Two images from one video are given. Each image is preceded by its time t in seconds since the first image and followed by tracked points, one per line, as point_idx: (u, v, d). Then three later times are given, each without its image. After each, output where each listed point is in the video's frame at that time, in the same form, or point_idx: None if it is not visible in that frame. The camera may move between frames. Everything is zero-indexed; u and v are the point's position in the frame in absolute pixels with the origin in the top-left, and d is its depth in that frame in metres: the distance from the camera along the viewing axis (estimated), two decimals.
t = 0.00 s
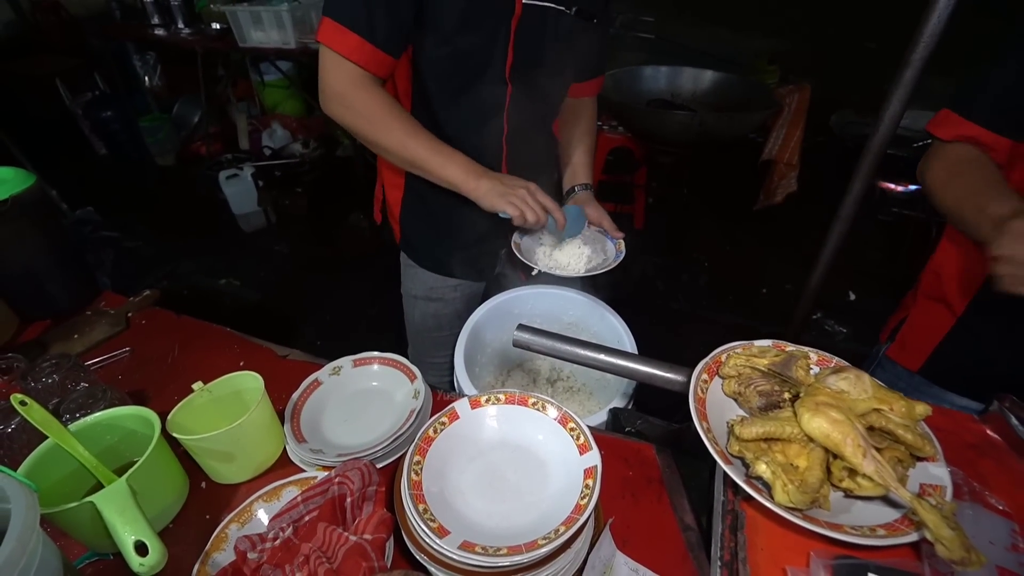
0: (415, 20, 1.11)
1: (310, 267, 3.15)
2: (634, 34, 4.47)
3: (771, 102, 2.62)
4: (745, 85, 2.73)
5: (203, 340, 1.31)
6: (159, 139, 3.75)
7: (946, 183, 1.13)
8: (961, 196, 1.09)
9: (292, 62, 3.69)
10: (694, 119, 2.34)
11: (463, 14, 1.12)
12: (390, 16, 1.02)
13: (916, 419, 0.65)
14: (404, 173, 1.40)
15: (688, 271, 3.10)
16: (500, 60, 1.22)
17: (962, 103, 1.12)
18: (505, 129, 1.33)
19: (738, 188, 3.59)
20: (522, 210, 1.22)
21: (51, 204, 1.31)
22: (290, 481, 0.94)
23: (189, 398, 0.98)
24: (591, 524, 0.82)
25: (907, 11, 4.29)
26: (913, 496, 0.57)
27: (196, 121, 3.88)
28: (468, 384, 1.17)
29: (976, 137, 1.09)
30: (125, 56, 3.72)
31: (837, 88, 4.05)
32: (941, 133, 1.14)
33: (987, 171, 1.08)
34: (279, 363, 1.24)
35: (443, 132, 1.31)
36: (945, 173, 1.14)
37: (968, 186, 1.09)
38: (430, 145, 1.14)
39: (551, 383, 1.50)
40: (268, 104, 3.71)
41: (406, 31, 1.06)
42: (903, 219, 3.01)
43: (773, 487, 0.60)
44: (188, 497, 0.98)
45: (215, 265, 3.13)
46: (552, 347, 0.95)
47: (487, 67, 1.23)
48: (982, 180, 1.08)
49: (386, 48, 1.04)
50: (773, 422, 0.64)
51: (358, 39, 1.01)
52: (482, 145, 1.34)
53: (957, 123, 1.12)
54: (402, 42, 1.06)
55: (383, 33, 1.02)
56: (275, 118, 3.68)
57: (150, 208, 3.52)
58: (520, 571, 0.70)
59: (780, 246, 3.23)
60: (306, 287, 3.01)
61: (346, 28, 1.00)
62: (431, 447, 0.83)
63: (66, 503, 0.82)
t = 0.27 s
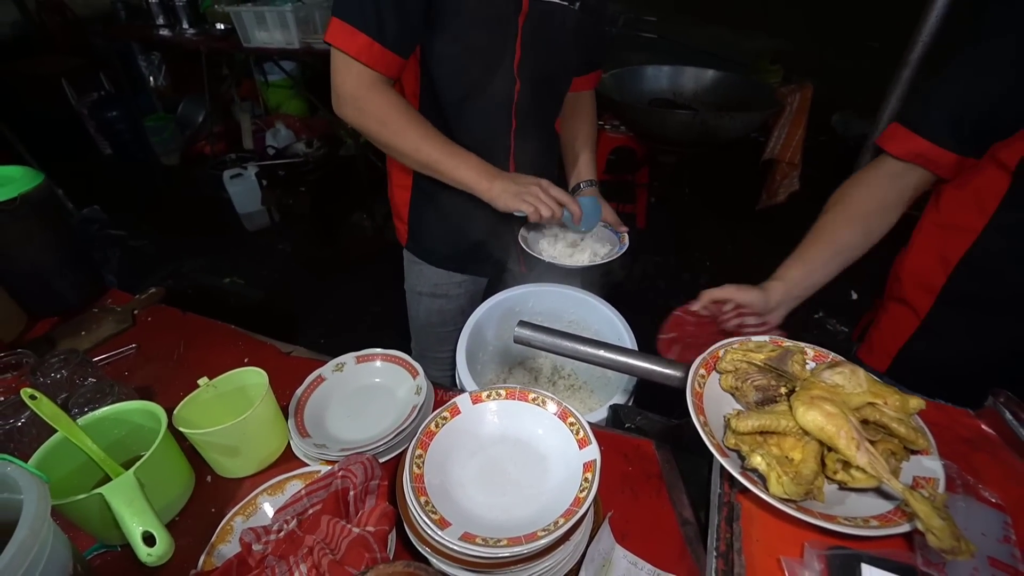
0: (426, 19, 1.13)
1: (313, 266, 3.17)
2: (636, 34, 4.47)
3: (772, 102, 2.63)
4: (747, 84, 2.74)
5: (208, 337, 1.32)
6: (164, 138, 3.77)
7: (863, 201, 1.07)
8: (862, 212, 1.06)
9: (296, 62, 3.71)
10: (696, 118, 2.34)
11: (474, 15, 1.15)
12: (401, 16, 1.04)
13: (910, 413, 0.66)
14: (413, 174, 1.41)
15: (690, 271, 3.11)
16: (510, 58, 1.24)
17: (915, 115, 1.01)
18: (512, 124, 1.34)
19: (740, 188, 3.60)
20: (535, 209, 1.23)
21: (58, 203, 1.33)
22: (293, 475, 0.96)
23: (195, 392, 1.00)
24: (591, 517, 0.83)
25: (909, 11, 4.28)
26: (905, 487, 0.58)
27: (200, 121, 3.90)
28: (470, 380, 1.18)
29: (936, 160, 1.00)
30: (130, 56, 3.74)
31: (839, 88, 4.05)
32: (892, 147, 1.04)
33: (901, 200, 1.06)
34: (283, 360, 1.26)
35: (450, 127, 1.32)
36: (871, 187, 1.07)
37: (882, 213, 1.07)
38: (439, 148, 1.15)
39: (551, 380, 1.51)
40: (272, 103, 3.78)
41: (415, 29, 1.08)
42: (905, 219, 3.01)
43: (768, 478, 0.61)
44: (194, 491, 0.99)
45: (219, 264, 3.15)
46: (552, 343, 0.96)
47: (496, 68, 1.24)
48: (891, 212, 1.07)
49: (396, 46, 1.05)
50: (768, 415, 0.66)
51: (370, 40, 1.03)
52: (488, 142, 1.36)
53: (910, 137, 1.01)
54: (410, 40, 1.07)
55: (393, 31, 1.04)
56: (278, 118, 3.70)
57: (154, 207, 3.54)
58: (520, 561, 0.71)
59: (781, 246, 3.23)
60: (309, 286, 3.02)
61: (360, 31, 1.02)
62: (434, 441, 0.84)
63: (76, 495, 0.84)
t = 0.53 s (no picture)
0: (440, 34, 1.13)
1: (317, 267, 3.19)
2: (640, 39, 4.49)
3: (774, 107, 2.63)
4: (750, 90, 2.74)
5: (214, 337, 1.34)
6: (171, 140, 3.80)
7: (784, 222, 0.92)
8: (777, 243, 0.93)
9: (302, 66, 3.75)
10: (698, 123, 2.35)
11: (488, 33, 1.17)
12: (409, 33, 1.04)
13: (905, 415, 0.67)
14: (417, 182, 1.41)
15: (693, 274, 3.11)
16: (518, 67, 1.25)
17: (855, 132, 0.84)
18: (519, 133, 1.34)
19: (742, 192, 3.61)
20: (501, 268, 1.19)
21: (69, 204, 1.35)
22: (297, 473, 0.97)
23: (201, 390, 1.01)
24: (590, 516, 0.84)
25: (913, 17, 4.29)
26: (898, 488, 0.59)
27: (207, 123, 3.93)
28: (472, 381, 1.19)
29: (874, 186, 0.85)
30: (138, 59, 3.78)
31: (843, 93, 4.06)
32: (832, 169, 0.86)
33: (829, 226, 0.91)
34: (288, 360, 1.28)
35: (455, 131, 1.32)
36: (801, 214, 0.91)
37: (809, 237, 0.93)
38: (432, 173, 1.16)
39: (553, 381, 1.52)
40: (278, 106, 3.80)
41: (422, 45, 1.08)
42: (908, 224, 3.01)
43: (763, 478, 0.62)
44: (199, 487, 1.01)
45: (224, 265, 3.18)
46: (553, 344, 0.97)
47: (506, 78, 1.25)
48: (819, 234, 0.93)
49: (399, 63, 1.06)
50: (765, 416, 0.67)
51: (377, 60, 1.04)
52: (494, 150, 1.36)
53: (852, 161, 0.84)
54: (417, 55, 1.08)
55: (397, 45, 1.04)
56: (284, 121, 3.73)
57: (160, 208, 3.57)
58: (519, 558, 0.72)
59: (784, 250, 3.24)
60: (313, 287, 3.04)
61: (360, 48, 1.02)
62: (435, 440, 0.86)
63: (84, 490, 0.86)
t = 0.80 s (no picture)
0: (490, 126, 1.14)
1: (323, 270, 3.22)
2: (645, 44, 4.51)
3: (776, 113, 2.64)
4: (754, 96, 2.75)
5: (221, 338, 1.36)
6: (180, 143, 3.85)
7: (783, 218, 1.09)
8: (772, 268, 1.09)
9: (309, 70, 3.79)
10: (702, 129, 2.37)
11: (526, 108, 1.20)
12: (495, 157, 1.00)
13: (901, 419, 0.68)
14: (426, 208, 1.42)
15: (697, 279, 3.12)
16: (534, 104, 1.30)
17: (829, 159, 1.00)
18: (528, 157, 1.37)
19: (747, 197, 3.61)
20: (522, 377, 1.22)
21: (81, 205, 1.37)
22: (303, 472, 0.99)
23: (210, 390, 1.03)
24: (590, 516, 0.85)
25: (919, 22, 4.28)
26: (893, 490, 0.60)
27: (215, 127, 3.98)
28: (474, 383, 1.20)
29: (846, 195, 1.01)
30: (149, 62, 3.83)
31: (849, 97, 4.05)
32: (809, 184, 1.04)
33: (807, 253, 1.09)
34: (293, 360, 1.29)
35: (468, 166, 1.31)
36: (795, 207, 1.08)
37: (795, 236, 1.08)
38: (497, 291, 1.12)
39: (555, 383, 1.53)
40: (285, 110, 3.83)
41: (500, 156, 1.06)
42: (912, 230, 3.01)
43: (761, 479, 0.63)
44: (207, 485, 1.02)
45: (232, 267, 3.21)
46: (556, 347, 0.99)
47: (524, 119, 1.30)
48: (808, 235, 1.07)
49: (489, 188, 1.01)
50: (762, 419, 0.68)
51: (472, 191, 1.00)
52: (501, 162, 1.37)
53: (824, 175, 1.01)
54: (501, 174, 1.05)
55: (485, 172, 1.00)
56: (291, 124, 3.77)
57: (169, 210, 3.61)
58: (520, 557, 0.73)
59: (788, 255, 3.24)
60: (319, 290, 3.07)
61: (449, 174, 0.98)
62: (439, 440, 0.87)
63: (96, 485, 0.88)
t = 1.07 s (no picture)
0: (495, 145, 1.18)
1: (326, 270, 3.24)
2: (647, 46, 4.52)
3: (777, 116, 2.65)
4: (755, 100, 2.77)
5: (225, 337, 1.37)
6: (183, 144, 3.87)
7: (812, 223, 1.01)
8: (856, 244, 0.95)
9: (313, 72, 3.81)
10: (703, 132, 2.38)
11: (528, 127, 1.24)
12: (498, 181, 1.06)
13: (894, 418, 0.69)
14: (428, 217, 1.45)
15: (698, 281, 3.13)
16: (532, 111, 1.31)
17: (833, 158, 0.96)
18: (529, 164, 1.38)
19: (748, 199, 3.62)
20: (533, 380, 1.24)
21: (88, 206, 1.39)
22: (305, 469, 1.00)
23: (213, 389, 1.05)
24: (588, 514, 0.86)
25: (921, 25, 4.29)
26: (885, 487, 0.61)
27: (219, 128, 4.01)
28: (475, 382, 1.21)
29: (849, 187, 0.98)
30: (154, 65, 3.86)
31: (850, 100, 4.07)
32: (813, 184, 0.98)
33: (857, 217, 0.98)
34: (296, 360, 1.31)
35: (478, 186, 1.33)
36: (816, 207, 1.00)
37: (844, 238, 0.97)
38: (502, 299, 1.15)
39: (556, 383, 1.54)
40: (288, 112, 3.86)
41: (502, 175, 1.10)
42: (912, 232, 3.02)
43: (755, 476, 0.64)
44: (210, 482, 1.04)
45: (235, 267, 3.23)
46: (555, 347, 1.00)
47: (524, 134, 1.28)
48: (862, 233, 0.96)
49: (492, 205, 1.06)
50: (758, 417, 0.69)
51: (480, 210, 1.05)
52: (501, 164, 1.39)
53: (831, 173, 0.97)
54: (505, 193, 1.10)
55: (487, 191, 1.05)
56: (295, 126, 3.80)
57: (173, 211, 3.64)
58: (519, 553, 0.74)
59: (789, 257, 3.25)
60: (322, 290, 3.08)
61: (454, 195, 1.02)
62: (439, 438, 0.88)
63: (101, 481, 0.89)
